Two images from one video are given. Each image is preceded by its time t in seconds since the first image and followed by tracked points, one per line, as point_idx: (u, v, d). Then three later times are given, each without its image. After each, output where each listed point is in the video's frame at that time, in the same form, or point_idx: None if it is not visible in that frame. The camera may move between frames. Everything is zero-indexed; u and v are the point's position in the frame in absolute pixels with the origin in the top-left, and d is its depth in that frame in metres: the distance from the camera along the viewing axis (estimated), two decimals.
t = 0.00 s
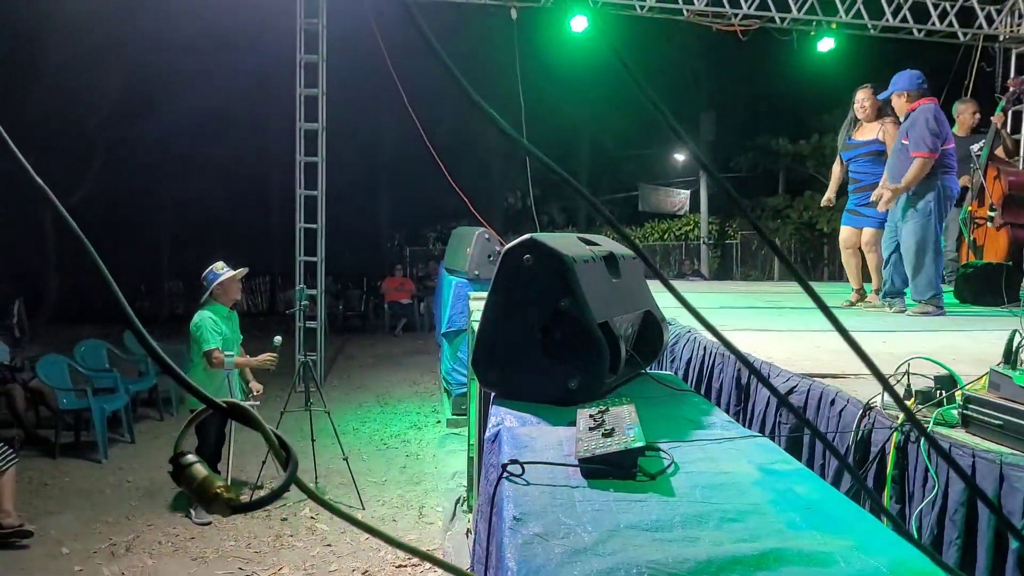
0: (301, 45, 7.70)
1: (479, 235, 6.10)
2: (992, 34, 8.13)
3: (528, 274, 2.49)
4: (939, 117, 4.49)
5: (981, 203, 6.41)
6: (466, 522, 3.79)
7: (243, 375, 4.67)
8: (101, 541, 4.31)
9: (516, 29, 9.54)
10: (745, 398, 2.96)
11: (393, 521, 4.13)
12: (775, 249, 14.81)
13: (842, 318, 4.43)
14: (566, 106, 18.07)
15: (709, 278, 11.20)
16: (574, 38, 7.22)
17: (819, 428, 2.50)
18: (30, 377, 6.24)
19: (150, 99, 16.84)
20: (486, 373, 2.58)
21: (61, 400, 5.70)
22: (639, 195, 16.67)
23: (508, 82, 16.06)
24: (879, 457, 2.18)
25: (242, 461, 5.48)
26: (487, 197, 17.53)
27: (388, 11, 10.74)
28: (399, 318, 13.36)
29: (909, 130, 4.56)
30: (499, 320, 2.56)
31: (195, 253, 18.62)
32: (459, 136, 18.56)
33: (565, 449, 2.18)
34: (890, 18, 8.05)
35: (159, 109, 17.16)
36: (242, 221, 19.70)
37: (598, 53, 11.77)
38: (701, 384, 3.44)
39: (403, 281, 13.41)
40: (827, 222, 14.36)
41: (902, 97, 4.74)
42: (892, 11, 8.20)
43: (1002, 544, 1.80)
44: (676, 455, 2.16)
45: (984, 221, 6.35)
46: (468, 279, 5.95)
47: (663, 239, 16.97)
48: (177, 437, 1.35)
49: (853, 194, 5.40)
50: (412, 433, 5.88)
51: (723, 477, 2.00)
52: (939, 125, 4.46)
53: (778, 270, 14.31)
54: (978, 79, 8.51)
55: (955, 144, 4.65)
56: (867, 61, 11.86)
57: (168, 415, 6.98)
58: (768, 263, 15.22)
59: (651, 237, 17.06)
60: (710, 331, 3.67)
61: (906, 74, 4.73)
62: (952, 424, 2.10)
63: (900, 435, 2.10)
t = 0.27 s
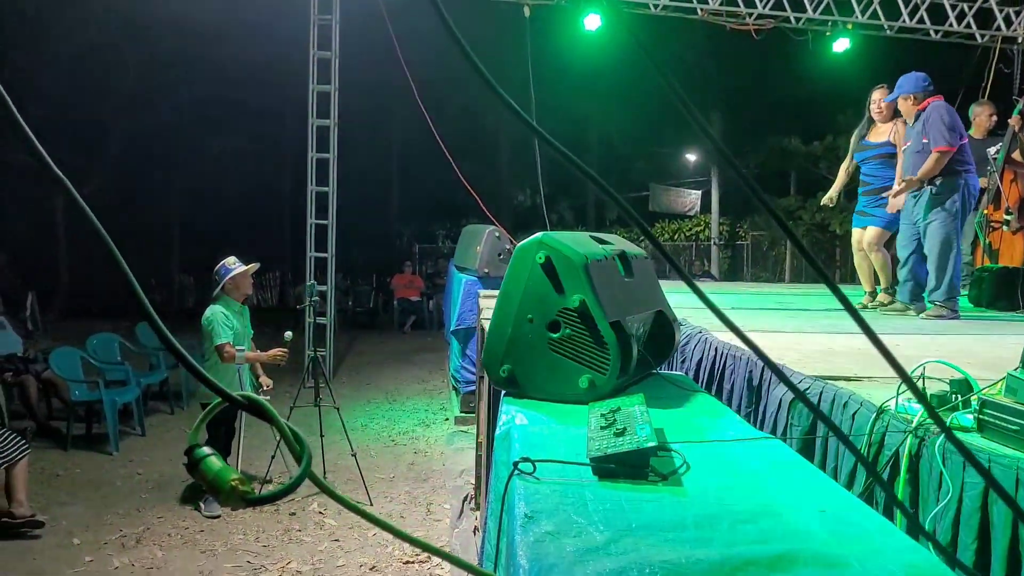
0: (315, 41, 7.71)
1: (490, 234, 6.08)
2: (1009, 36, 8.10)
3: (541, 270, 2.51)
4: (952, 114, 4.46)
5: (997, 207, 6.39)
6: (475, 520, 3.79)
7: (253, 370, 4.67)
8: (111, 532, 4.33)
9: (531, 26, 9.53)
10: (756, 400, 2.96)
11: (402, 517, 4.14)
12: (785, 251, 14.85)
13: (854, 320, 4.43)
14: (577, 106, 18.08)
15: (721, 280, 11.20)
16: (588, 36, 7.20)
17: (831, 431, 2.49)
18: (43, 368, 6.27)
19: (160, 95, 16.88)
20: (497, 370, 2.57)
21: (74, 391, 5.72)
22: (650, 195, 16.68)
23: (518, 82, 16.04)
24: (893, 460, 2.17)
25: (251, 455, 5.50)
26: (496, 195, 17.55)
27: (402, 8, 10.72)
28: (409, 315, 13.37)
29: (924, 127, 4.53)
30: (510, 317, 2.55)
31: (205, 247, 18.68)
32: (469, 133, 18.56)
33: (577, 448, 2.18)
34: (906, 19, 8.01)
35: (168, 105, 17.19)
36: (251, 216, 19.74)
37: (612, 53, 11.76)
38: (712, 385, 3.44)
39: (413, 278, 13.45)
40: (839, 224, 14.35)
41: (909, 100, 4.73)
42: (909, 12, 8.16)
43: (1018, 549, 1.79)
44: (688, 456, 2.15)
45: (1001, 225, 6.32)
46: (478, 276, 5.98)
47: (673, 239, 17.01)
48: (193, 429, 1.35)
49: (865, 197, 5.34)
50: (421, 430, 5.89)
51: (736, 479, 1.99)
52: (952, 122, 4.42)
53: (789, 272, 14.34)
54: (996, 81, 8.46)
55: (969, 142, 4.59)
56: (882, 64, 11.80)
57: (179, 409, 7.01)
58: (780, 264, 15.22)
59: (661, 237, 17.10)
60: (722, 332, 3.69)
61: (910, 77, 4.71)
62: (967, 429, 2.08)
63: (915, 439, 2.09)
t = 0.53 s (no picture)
0: (335, 42, 7.76)
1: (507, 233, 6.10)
2: None
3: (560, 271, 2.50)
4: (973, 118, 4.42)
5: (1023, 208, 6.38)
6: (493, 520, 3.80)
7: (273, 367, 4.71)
8: (132, 528, 4.38)
9: (550, 26, 9.52)
10: (777, 402, 2.94)
11: (420, 516, 4.15)
12: (805, 251, 14.76)
13: (875, 322, 4.38)
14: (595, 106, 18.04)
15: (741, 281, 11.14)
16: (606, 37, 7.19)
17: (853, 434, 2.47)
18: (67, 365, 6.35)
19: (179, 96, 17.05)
20: (515, 371, 2.58)
21: (96, 388, 5.80)
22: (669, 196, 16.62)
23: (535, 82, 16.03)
24: (917, 464, 2.14)
25: (270, 453, 5.55)
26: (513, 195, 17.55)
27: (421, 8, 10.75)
28: (426, 315, 13.42)
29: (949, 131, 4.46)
30: (529, 317, 2.55)
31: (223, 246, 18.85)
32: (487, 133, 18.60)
33: (596, 449, 2.17)
34: (930, 17, 7.92)
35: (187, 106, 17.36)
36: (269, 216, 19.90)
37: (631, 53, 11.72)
38: (732, 386, 3.43)
39: (430, 277, 13.51)
40: (861, 224, 14.20)
41: (922, 103, 4.64)
42: (932, 10, 8.07)
43: None
44: (708, 458, 2.14)
45: None
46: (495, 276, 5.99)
47: (692, 239, 16.95)
48: (216, 427, 1.36)
49: (887, 199, 5.32)
50: (439, 429, 5.91)
51: (758, 481, 1.98)
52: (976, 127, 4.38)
53: (809, 272, 14.26)
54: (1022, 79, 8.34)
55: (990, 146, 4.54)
56: (906, 63, 11.65)
57: (199, 406, 7.08)
58: (801, 265, 15.05)
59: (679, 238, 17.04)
60: (742, 334, 3.67)
61: (926, 80, 4.64)
62: (994, 433, 2.05)
63: (940, 443, 2.06)
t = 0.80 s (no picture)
0: (358, 42, 7.79)
1: (527, 233, 6.13)
2: None
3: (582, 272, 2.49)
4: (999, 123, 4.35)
5: None
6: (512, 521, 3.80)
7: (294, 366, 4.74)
8: (154, 523, 4.43)
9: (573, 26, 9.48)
10: (800, 406, 2.91)
11: (438, 515, 4.16)
12: (829, 253, 14.60)
13: (900, 327, 4.33)
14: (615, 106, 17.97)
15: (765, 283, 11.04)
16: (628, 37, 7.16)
17: (878, 440, 2.44)
18: (92, 361, 6.45)
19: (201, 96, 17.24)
20: (535, 373, 2.57)
21: (121, 384, 5.87)
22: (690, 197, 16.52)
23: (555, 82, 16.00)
24: (944, 471, 2.11)
25: (290, 450, 5.59)
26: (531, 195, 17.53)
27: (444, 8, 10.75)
28: (445, 315, 13.43)
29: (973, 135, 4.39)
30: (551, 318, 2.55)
31: (244, 244, 19.04)
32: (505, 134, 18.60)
33: (618, 451, 2.16)
34: (959, 17, 7.80)
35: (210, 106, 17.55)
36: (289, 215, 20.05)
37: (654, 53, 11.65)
38: (754, 389, 3.40)
39: (450, 277, 13.53)
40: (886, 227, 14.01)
41: (953, 104, 4.55)
42: (961, 11, 7.94)
43: None
44: (731, 462, 2.13)
45: None
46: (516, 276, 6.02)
47: (714, 240, 16.85)
48: (242, 424, 1.37)
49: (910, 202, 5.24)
50: (458, 429, 5.92)
51: (782, 486, 1.96)
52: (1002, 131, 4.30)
53: (832, 275, 14.11)
54: None
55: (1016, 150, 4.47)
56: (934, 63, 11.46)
57: (221, 403, 7.15)
58: (824, 267, 15.01)
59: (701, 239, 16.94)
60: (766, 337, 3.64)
61: (959, 81, 4.52)
62: None
63: (968, 450, 2.03)
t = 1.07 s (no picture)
0: (369, 44, 7.81)
1: (537, 236, 6.17)
2: None
3: (592, 275, 2.50)
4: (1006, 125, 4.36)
5: None
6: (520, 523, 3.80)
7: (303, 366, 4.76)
8: (163, 524, 4.45)
9: (583, 29, 9.49)
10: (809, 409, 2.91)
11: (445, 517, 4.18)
12: (838, 257, 14.56)
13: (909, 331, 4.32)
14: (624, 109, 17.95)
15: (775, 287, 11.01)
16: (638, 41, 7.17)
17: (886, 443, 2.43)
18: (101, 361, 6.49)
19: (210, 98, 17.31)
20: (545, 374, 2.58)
21: (130, 384, 5.90)
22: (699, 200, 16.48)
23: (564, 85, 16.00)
24: (952, 475, 2.11)
25: (299, 451, 5.61)
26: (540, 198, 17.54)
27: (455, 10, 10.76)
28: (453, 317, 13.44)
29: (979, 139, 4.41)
30: (562, 320, 2.56)
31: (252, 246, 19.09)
32: (513, 136, 18.61)
33: (626, 453, 2.17)
34: (969, 23, 7.79)
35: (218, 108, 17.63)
36: (297, 216, 20.12)
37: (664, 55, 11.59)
38: (763, 392, 3.40)
39: (459, 279, 13.55)
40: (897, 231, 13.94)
41: (958, 108, 4.57)
42: (972, 16, 7.93)
43: None
44: (739, 464, 2.13)
45: None
46: (525, 278, 6.04)
47: (722, 243, 16.81)
48: (253, 426, 1.39)
49: (915, 206, 5.23)
50: (465, 431, 5.93)
51: (790, 489, 1.96)
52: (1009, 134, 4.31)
53: (842, 279, 14.08)
54: None
55: None
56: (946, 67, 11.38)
57: (229, 404, 7.18)
58: (833, 271, 14.97)
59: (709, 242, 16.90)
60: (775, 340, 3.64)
61: (961, 85, 4.55)
62: None
63: (975, 454, 2.03)
